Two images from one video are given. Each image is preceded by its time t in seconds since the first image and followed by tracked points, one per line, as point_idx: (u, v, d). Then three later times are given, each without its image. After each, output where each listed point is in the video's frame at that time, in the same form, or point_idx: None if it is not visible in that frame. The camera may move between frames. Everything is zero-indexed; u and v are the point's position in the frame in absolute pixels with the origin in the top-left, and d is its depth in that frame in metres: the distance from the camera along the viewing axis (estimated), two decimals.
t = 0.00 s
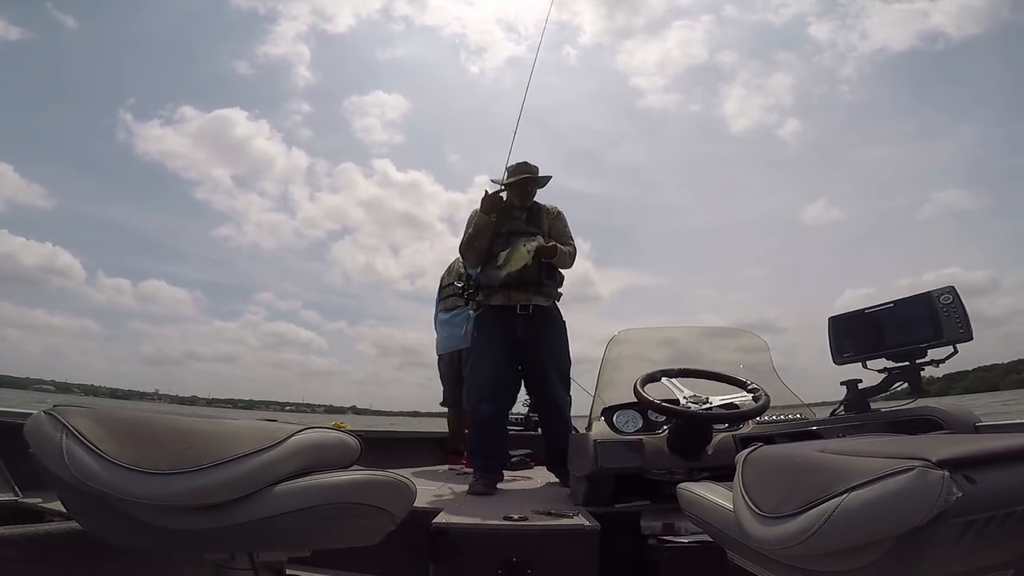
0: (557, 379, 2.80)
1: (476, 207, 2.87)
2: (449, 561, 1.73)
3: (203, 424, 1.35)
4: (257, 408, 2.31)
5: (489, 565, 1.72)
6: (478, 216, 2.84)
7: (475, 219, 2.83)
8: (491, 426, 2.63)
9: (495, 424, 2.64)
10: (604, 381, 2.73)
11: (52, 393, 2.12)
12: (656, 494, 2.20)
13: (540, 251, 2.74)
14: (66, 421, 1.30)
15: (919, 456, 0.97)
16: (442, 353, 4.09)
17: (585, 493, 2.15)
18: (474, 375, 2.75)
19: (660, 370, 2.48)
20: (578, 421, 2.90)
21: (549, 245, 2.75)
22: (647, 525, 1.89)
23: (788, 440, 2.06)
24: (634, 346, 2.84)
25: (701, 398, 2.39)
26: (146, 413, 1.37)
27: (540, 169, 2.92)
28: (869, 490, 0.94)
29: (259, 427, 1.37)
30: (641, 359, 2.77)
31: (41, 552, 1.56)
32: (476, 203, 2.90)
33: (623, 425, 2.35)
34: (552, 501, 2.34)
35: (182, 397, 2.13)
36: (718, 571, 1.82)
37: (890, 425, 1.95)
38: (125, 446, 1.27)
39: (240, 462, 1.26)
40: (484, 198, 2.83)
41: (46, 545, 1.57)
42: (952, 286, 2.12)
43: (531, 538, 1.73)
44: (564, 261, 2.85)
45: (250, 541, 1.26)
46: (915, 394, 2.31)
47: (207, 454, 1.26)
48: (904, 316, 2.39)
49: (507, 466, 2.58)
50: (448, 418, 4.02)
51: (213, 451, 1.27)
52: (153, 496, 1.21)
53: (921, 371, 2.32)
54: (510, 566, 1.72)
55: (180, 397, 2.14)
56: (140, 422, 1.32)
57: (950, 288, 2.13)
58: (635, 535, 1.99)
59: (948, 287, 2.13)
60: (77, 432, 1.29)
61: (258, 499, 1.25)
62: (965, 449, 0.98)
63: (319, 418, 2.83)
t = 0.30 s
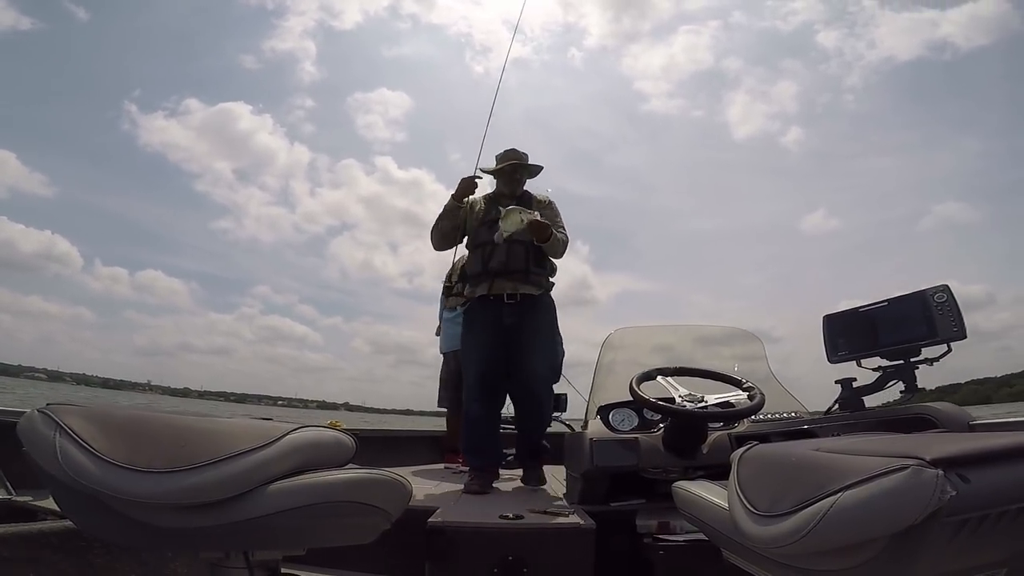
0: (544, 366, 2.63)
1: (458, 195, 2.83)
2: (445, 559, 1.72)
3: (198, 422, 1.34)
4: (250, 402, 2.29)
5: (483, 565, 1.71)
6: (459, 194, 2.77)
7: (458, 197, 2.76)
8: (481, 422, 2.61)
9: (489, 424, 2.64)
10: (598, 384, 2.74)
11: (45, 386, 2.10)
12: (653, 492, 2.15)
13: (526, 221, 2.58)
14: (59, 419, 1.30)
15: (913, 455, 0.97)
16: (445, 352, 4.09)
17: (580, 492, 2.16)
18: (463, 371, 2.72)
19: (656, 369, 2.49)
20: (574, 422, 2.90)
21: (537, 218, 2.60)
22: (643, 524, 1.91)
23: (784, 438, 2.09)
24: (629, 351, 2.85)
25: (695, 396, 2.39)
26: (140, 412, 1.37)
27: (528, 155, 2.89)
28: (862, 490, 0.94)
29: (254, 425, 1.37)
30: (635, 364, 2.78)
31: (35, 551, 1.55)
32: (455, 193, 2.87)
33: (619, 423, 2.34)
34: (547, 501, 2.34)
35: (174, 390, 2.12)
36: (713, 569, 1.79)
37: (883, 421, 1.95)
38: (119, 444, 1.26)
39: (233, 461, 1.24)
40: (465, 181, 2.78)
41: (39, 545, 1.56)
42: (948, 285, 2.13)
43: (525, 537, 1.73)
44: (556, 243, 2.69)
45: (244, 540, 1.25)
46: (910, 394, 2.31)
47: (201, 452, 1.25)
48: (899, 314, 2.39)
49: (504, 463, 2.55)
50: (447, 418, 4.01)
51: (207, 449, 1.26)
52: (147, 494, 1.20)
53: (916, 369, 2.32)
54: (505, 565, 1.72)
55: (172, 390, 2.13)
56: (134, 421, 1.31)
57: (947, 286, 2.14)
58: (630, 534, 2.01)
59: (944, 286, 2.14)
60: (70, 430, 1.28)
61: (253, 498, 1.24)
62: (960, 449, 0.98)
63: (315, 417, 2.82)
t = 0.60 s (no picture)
0: (542, 368, 2.57)
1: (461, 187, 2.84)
2: (446, 561, 1.72)
3: (198, 422, 1.33)
4: (247, 400, 2.28)
5: (482, 565, 1.71)
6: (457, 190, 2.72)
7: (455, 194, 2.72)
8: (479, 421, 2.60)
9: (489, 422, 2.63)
10: (598, 386, 2.74)
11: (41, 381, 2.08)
12: (652, 493, 2.17)
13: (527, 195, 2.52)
14: (59, 420, 1.29)
15: (913, 455, 0.96)
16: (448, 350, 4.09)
17: (579, 492, 2.15)
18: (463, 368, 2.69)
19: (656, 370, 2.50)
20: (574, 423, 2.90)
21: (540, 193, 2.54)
22: (642, 524, 1.90)
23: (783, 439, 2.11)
24: (628, 354, 2.85)
25: (695, 397, 2.38)
26: (140, 412, 1.36)
27: (533, 143, 2.89)
28: (862, 490, 0.94)
29: (253, 426, 1.36)
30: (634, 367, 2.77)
31: (36, 550, 1.54)
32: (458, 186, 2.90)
33: (618, 423, 2.34)
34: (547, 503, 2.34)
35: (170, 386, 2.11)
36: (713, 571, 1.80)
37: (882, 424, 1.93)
38: (119, 445, 1.26)
39: (232, 461, 1.24)
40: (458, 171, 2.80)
41: (40, 543, 1.56)
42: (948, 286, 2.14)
43: (524, 537, 1.72)
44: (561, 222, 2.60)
45: (243, 540, 1.24)
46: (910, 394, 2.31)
47: (201, 453, 1.25)
48: (899, 314, 2.39)
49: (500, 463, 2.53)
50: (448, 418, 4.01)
51: (208, 450, 1.26)
52: (146, 495, 1.20)
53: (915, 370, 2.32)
54: (504, 566, 1.71)
55: (169, 387, 2.12)
56: (134, 422, 1.31)
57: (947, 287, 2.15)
58: (630, 534, 2.01)
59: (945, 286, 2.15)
60: (70, 431, 1.27)
61: (252, 499, 1.23)
62: (960, 449, 0.97)
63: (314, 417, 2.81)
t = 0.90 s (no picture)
0: (547, 368, 2.56)
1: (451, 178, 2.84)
2: (449, 563, 1.72)
3: (205, 425, 1.32)
4: (248, 406, 2.27)
5: (488, 568, 1.70)
6: (451, 189, 2.70)
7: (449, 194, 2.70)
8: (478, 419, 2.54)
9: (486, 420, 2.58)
10: (602, 386, 2.72)
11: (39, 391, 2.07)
12: (657, 496, 2.21)
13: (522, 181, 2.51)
14: (67, 423, 1.29)
15: (919, 458, 0.97)
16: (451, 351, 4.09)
17: (584, 495, 2.15)
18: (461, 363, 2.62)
19: (659, 372, 2.48)
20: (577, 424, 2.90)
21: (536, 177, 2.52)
22: (647, 527, 1.90)
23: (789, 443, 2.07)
24: (629, 353, 2.84)
25: (700, 400, 2.34)
26: (146, 414, 1.35)
27: (524, 127, 2.86)
28: (869, 493, 0.94)
29: (260, 428, 1.35)
30: (636, 366, 2.77)
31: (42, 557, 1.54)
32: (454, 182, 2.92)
33: (623, 427, 2.34)
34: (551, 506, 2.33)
35: (171, 396, 2.10)
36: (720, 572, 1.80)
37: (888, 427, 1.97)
38: (126, 448, 1.25)
39: (239, 463, 1.23)
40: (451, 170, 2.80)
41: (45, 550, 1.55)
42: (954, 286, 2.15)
43: (531, 539, 1.72)
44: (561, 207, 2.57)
45: (250, 541, 1.24)
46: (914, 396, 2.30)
47: (207, 455, 1.24)
48: (905, 317, 2.40)
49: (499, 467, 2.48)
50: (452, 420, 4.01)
51: (215, 452, 1.25)
52: (153, 497, 1.19)
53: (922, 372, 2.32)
54: (510, 568, 1.70)
55: (170, 395, 2.11)
56: (141, 424, 1.30)
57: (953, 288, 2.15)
58: (635, 537, 2.00)
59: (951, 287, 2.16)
60: (77, 434, 1.27)
61: (259, 501, 1.23)
62: (966, 451, 0.98)
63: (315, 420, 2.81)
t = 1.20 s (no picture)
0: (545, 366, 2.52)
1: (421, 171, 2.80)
2: (452, 565, 1.74)
3: (207, 428, 1.33)
4: (247, 414, 2.26)
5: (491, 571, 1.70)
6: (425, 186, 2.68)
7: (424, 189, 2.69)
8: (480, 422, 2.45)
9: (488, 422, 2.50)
10: (605, 385, 2.71)
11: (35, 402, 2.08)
12: (660, 498, 2.20)
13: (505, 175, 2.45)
14: (72, 425, 1.31)
15: (923, 461, 0.97)
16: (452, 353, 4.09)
17: (587, 497, 2.13)
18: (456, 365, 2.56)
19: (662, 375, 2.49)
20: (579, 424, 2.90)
21: (518, 170, 2.47)
22: (649, 530, 1.90)
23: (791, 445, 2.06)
24: (630, 349, 2.82)
25: (703, 402, 2.36)
26: (150, 418, 1.37)
27: (503, 112, 2.76)
28: (873, 495, 0.94)
29: (265, 431, 1.35)
30: (635, 361, 2.76)
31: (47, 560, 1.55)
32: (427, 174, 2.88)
33: (626, 429, 2.35)
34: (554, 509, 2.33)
35: (170, 405, 2.10)
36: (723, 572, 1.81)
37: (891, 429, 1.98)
38: (130, 450, 1.26)
39: (242, 466, 1.23)
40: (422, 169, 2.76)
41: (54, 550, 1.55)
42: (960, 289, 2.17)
43: (533, 541, 1.71)
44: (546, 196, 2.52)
45: (256, 543, 1.24)
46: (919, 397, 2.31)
47: (210, 458, 1.24)
48: (909, 320, 2.42)
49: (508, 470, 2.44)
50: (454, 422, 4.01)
51: (217, 455, 1.25)
52: (156, 500, 1.20)
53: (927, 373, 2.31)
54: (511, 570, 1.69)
55: (168, 404, 2.10)
56: (146, 426, 1.31)
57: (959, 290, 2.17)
58: (637, 539, 2.01)
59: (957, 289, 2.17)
60: (82, 437, 1.29)
61: (263, 503, 1.22)
62: (970, 454, 0.97)
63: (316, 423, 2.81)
